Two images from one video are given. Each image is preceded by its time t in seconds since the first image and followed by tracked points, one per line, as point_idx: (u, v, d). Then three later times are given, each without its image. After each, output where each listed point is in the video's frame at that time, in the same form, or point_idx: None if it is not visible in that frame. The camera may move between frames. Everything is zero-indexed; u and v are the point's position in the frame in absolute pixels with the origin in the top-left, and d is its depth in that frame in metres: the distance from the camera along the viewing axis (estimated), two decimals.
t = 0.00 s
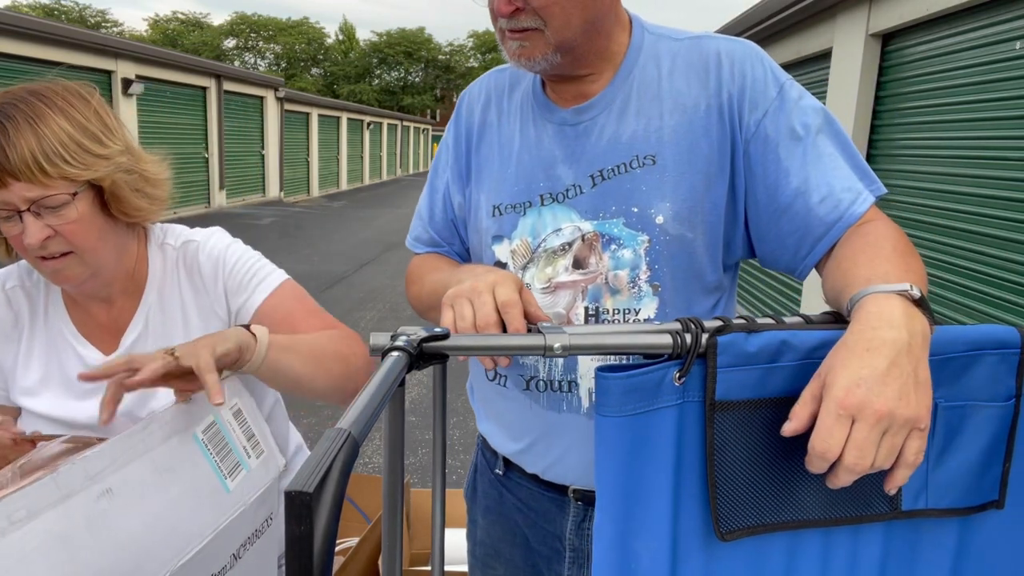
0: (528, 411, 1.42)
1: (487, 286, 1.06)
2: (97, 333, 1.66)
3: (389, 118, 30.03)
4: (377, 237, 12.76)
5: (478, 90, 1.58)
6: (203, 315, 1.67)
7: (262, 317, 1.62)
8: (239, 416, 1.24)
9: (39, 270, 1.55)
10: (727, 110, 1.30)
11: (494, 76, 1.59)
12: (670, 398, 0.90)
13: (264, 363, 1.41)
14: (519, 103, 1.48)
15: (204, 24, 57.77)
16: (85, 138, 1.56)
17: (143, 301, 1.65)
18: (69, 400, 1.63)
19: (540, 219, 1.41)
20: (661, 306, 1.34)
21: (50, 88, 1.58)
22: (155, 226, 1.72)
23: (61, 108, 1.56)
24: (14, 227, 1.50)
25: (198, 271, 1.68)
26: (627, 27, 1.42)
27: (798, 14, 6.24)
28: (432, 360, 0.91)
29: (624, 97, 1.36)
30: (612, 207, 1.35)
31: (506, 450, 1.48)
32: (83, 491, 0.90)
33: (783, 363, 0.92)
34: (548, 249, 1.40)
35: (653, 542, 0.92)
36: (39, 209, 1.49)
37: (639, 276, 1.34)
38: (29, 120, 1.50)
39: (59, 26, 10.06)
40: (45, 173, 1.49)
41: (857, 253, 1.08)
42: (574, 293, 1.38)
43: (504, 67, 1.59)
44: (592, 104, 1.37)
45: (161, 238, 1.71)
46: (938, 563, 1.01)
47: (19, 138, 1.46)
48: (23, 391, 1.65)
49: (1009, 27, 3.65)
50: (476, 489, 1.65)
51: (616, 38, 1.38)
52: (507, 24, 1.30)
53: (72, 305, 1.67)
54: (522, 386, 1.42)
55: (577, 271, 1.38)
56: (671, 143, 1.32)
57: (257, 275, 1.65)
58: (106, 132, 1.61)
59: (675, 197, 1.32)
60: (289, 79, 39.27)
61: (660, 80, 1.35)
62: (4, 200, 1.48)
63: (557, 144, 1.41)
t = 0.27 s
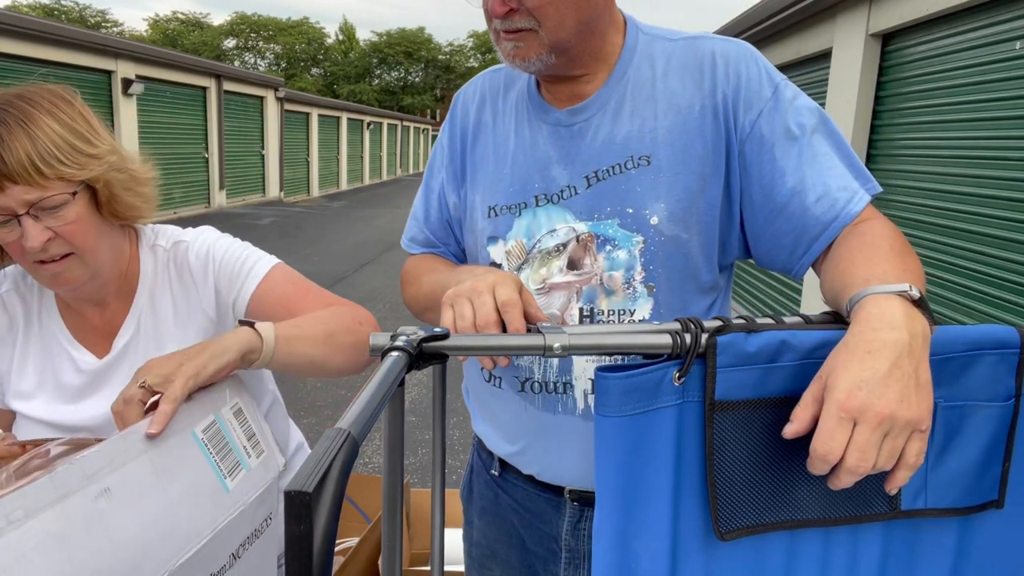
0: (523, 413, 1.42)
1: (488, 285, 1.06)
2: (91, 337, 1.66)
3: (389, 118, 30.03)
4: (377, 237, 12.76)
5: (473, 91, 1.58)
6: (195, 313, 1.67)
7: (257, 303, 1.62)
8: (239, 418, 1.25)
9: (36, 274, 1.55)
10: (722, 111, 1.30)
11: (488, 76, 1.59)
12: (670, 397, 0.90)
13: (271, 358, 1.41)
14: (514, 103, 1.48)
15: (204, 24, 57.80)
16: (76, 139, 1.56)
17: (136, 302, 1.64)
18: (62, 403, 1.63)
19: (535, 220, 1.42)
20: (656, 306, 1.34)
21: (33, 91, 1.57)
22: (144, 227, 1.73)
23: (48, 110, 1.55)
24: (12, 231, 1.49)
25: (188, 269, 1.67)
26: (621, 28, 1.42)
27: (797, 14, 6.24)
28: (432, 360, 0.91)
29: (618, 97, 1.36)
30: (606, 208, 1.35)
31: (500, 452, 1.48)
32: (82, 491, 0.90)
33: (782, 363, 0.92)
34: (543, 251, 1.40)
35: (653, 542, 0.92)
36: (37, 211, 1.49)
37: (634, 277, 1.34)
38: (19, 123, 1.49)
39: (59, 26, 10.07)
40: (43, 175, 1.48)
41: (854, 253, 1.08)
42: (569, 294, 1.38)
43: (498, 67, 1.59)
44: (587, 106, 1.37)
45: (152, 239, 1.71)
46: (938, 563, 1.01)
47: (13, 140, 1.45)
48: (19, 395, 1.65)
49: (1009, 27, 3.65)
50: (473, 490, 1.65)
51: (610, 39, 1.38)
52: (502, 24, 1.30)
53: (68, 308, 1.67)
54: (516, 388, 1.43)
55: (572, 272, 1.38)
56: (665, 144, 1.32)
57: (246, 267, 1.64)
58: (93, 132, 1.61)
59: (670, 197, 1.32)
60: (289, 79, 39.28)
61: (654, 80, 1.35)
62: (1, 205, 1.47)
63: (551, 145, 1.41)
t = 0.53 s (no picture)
0: (518, 414, 1.42)
1: (487, 285, 1.06)
2: (90, 338, 1.66)
3: (389, 118, 30.03)
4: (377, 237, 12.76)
5: (467, 92, 1.58)
6: (192, 314, 1.67)
7: (254, 302, 1.61)
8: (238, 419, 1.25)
9: (46, 270, 1.56)
10: (716, 110, 1.30)
11: (483, 77, 1.59)
12: (669, 397, 0.90)
13: (268, 359, 1.39)
14: (509, 104, 1.49)
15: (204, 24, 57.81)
16: (90, 134, 1.60)
17: (137, 302, 1.64)
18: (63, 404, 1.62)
19: (530, 220, 1.41)
20: (650, 306, 1.34)
21: (44, 88, 1.60)
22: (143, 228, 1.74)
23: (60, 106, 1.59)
24: (26, 224, 1.51)
25: (186, 270, 1.68)
26: (615, 28, 1.42)
27: (797, 14, 6.24)
28: (431, 360, 0.91)
29: (613, 97, 1.36)
30: (600, 208, 1.35)
31: (496, 452, 1.48)
32: (81, 492, 0.90)
33: (781, 364, 0.92)
34: (538, 251, 1.39)
35: (652, 542, 0.92)
36: (53, 203, 1.52)
37: (628, 277, 1.34)
38: (37, 116, 1.53)
39: (59, 26, 10.07)
40: (61, 167, 1.52)
41: (851, 253, 1.08)
42: (563, 294, 1.37)
43: (492, 69, 1.59)
44: (581, 107, 1.37)
45: (152, 241, 1.72)
46: (937, 563, 1.01)
47: (34, 133, 1.49)
48: (17, 395, 1.64)
49: (1009, 27, 3.65)
50: (470, 489, 1.65)
51: (603, 39, 1.38)
52: (495, 26, 1.31)
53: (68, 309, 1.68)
54: (512, 389, 1.43)
55: (567, 272, 1.38)
56: (659, 144, 1.32)
57: (244, 267, 1.64)
58: (103, 129, 1.66)
59: (664, 197, 1.32)
60: (289, 79, 39.28)
61: (648, 80, 1.35)
62: (19, 196, 1.49)
63: (546, 146, 1.41)
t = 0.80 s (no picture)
0: (516, 414, 1.42)
1: (486, 285, 1.06)
2: (98, 336, 1.66)
3: (389, 118, 30.05)
4: (377, 237, 12.76)
5: (464, 93, 1.58)
6: (198, 314, 1.67)
7: (257, 301, 1.61)
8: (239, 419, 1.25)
9: (61, 266, 1.57)
10: (712, 109, 1.30)
11: (479, 79, 1.59)
12: (668, 398, 0.90)
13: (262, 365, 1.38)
14: (505, 105, 1.49)
15: (204, 24, 57.84)
16: (111, 133, 1.63)
17: (144, 301, 1.64)
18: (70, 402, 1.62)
19: (526, 220, 1.41)
20: (647, 306, 1.34)
21: (67, 88, 1.63)
22: (152, 227, 1.74)
23: (83, 104, 1.62)
24: (44, 221, 1.53)
25: (192, 270, 1.67)
26: (610, 27, 1.42)
27: (797, 14, 6.24)
28: (431, 359, 0.91)
29: (609, 97, 1.36)
30: (596, 208, 1.36)
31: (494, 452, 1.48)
32: (82, 491, 0.91)
33: (780, 364, 0.92)
34: (535, 250, 1.39)
35: (652, 542, 0.92)
36: (74, 200, 1.54)
37: (625, 277, 1.34)
38: (61, 114, 1.56)
39: (59, 26, 10.07)
40: (84, 164, 1.55)
41: (848, 253, 1.08)
42: (560, 294, 1.37)
43: (488, 70, 1.59)
44: (577, 107, 1.37)
45: (160, 240, 1.72)
46: (937, 563, 1.01)
47: (59, 131, 1.52)
48: (24, 392, 1.63)
49: (1009, 27, 3.65)
50: (469, 489, 1.65)
51: (599, 39, 1.38)
52: (490, 27, 1.31)
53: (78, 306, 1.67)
54: (509, 389, 1.43)
55: (563, 272, 1.38)
56: (654, 144, 1.32)
57: (249, 267, 1.64)
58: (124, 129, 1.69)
59: (660, 196, 1.32)
60: (289, 79, 39.30)
61: (643, 79, 1.35)
62: (41, 192, 1.52)
63: (542, 146, 1.41)
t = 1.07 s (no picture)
0: (514, 414, 1.42)
1: (485, 286, 1.06)
2: (104, 334, 1.65)
3: (389, 119, 30.05)
4: (376, 237, 12.76)
5: (461, 94, 1.58)
6: (204, 313, 1.66)
7: (258, 304, 1.61)
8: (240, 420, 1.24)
9: (73, 263, 1.57)
10: (709, 109, 1.30)
11: (476, 80, 1.59)
12: (668, 398, 0.90)
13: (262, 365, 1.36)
14: (502, 105, 1.49)
15: (204, 24, 57.84)
16: (127, 132, 1.65)
17: (152, 300, 1.64)
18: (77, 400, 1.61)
19: (524, 220, 1.41)
20: (645, 306, 1.34)
21: (85, 86, 1.65)
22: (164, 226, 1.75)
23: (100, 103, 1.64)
24: (58, 215, 1.53)
25: (199, 269, 1.68)
26: (607, 27, 1.42)
27: (797, 14, 6.23)
28: (430, 359, 0.91)
29: (606, 97, 1.36)
30: (593, 208, 1.36)
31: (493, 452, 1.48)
32: (81, 492, 0.91)
33: (780, 364, 0.92)
34: (532, 251, 1.39)
35: (651, 542, 0.92)
36: (88, 195, 1.55)
37: (623, 276, 1.34)
38: (78, 111, 1.57)
39: (58, 26, 10.08)
40: (100, 161, 1.56)
41: (845, 253, 1.08)
42: (558, 294, 1.37)
43: (485, 71, 1.59)
44: (574, 107, 1.37)
45: (170, 240, 1.72)
46: (936, 562, 1.01)
47: (77, 127, 1.53)
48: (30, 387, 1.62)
49: (1009, 27, 3.65)
50: (468, 489, 1.65)
51: (595, 39, 1.38)
52: (486, 28, 1.31)
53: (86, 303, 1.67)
54: (508, 389, 1.43)
55: (561, 272, 1.38)
56: (651, 144, 1.33)
57: (254, 267, 1.64)
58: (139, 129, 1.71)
59: (657, 196, 1.32)
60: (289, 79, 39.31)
61: (640, 79, 1.36)
62: (55, 186, 1.52)
63: (539, 146, 1.41)
